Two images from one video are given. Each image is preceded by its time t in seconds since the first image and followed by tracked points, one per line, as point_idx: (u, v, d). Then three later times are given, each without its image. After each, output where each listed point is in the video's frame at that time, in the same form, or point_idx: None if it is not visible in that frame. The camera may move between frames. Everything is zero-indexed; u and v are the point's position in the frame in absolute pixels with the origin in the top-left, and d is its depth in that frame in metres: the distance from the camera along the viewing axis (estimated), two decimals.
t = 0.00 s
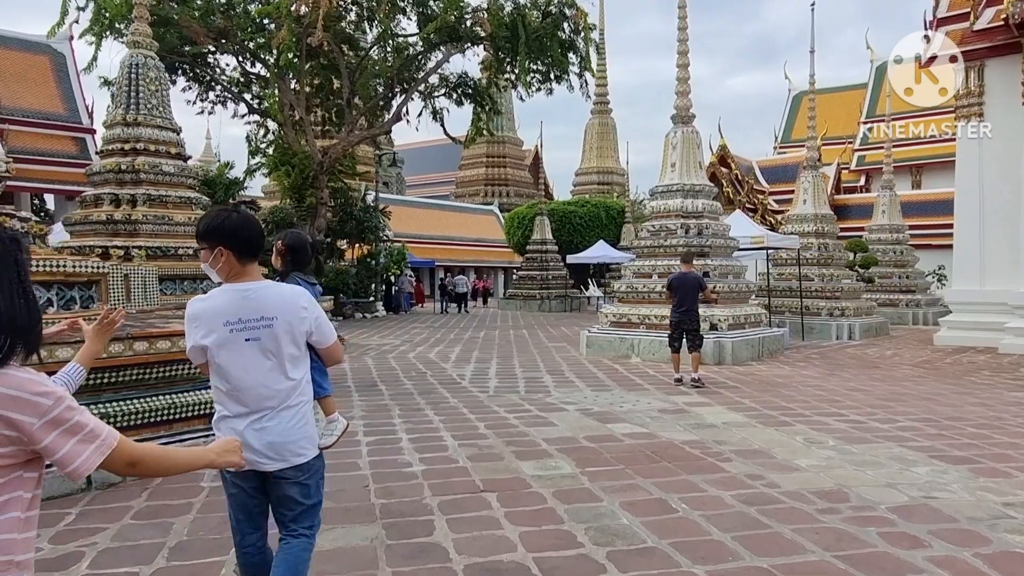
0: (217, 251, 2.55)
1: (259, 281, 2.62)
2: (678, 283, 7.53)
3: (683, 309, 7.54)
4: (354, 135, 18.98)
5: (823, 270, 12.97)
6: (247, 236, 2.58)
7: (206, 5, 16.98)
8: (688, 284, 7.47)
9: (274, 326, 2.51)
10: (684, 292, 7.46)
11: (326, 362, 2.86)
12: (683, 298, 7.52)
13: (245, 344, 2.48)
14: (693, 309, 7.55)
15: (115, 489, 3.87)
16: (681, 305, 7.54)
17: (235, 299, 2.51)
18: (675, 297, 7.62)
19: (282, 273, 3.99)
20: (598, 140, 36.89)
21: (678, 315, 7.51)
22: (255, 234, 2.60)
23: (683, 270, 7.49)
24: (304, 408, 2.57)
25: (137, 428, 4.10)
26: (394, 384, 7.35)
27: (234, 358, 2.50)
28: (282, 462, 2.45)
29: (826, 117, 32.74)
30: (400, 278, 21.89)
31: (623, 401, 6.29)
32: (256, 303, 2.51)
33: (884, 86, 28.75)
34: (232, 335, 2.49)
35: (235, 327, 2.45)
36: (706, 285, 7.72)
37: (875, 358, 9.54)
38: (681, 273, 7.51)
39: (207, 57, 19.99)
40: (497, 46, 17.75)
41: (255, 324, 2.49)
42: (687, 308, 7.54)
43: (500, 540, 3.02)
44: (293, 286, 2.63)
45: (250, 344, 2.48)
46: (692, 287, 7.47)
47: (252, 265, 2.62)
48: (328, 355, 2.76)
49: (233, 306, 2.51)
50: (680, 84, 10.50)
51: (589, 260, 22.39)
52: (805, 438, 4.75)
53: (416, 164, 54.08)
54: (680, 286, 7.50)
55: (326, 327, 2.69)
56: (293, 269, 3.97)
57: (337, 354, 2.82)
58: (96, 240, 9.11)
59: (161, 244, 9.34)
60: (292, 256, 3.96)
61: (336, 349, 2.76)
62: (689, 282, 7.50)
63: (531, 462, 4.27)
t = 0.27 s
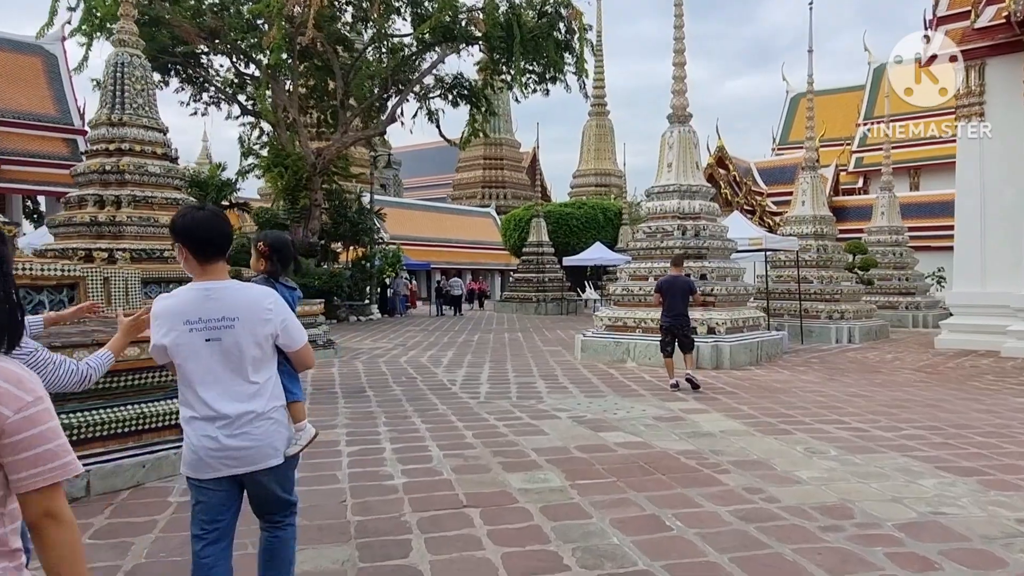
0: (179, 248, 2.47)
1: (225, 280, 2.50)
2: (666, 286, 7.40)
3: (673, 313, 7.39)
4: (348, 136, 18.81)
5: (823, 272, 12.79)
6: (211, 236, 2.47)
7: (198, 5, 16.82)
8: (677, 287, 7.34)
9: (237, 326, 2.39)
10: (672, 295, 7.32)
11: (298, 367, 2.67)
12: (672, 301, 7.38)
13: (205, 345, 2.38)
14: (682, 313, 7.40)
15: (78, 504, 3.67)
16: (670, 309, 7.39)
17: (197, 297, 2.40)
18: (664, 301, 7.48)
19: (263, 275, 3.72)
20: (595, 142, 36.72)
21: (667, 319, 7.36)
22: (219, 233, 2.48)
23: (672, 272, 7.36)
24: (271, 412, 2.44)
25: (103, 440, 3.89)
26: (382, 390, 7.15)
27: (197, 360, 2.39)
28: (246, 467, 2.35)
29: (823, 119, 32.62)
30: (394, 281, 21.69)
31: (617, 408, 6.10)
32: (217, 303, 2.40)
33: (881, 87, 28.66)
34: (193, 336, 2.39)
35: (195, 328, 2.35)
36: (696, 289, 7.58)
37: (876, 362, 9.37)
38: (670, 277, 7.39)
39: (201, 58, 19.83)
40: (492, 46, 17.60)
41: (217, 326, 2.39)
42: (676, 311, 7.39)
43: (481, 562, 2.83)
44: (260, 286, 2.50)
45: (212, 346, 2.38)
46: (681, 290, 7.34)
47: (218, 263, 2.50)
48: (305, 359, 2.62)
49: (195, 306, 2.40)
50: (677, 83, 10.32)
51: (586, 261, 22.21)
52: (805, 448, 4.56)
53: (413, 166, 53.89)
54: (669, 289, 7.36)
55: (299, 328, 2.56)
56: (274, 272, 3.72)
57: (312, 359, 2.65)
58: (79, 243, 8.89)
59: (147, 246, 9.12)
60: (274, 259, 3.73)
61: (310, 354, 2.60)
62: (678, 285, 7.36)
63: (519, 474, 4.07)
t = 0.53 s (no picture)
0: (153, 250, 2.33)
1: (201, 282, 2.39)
2: (654, 286, 7.20)
3: (663, 312, 7.17)
4: (340, 134, 18.59)
5: (821, 269, 12.59)
6: (185, 236, 2.35)
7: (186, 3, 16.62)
8: (665, 286, 7.14)
9: (220, 329, 2.29)
10: (661, 295, 7.11)
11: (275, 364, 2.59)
12: (661, 301, 7.17)
13: (188, 350, 2.26)
14: (672, 312, 7.18)
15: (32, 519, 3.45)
16: (660, 308, 7.16)
17: (176, 301, 2.27)
18: (653, 301, 7.26)
19: (236, 277, 3.48)
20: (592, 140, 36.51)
21: (657, 319, 7.12)
22: (193, 233, 2.36)
23: (661, 271, 7.17)
24: (256, 414, 2.38)
25: (60, 451, 3.67)
26: (368, 393, 6.94)
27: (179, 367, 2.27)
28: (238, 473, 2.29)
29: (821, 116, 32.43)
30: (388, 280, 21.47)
31: (609, 411, 5.90)
32: (200, 306, 2.29)
33: (878, 84, 28.48)
34: (172, 342, 2.25)
35: (176, 334, 2.22)
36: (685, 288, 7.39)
37: (876, 361, 9.18)
38: (659, 275, 7.19)
39: (190, 56, 19.61)
40: (485, 43, 17.39)
41: (198, 330, 2.27)
42: (665, 311, 7.17)
43: None
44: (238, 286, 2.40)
45: (195, 352, 2.26)
46: (669, 289, 7.13)
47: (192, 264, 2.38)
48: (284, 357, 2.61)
49: (173, 311, 2.27)
50: (671, 78, 10.11)
51: (582, 260, 22.00)
52: (803, 453, 4.36)
53: (409, 165, 53.63)
54: (657, 288, 7.15)
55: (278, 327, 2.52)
56: (247, 273, 3.48)
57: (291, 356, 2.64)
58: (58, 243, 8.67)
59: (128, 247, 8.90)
60: (245, 261, 3.52)
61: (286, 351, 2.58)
62: (666, 284, 7.16)
63: (503, 483, 3.87)
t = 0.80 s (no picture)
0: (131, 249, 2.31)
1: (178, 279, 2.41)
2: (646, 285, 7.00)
3: (654, 313, 7.01)
4: (333, 131, 18.40)
5: (819, 267, 12.40)
6: (162, 233, 2.38)
7: None
8: (657, 286, 6.96)
9: (206, 324, 2.33)
10: (653, 295, 6.94)
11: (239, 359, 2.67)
12: (653, 301, 6.99)
13: (177, 346, 2.26)
14: (663, 312, 7.04)
15: None
16: (651, 309, 7.00)
17: (163, 298, 2.26)
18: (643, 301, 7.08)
19: (202, 268, 3.39)
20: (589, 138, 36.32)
21: (648, 321, 6.98)
22: (172, 230, 2.40)
23: (653, 269, 6.99)
24: (234, 410, 2.42)
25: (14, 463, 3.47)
26: (356, 395, 6.75)
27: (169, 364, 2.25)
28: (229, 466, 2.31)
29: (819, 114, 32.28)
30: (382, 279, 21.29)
31: (602, 414, 5.72)
32: (188, 302, 2.30)
33: (876, 81, 28.35)
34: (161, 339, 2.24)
35: (169, 329, 2.21)
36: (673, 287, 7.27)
37: (876, 361, 9.01)
38: (650, 274, 7.02)
39: (182, 52, 19.40)
40: (479, 38, 17.22)
41: (186, 325, 2.28)
42: (656, 312, 7.03)
43: None
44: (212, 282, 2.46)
45: (184, 347, 2.26)
46: (661, 289, 6.97)
47: (166, 261, 2.40)
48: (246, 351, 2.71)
49: (160, 309, 2.26)
50: (667, 72, 9.91)
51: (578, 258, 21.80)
52: (804, 459, 4.18)
53: (406, 163, 53.41)
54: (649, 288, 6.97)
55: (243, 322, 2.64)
56: (213, 263, 3.44)
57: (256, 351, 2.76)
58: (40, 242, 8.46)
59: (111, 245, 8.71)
60: (209, 250, 3.45)
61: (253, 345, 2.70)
62: (658, 283, 6.98)
63: (487, 493, 3.67)
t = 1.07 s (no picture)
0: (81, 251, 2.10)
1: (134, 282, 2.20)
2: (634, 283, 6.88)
3: (642, 311, 6.93)
4: (325, 129, 18.17)
5: (818, 266, 12.21)
6: (117, 234, 2.18)
7: None
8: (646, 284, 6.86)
9: (168, 329, 2.14)
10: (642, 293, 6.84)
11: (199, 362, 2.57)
12: (641, 299, 6.90)
13: (137, 353, 2.06)
14: (649, 311, 6.97)
15: None
16: (639, 307, 6.92)
17: (121, 303, 2.06)
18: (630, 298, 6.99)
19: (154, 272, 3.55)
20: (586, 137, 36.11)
21: (635, 319, 6.91)
22: (127, 230, 2.20)
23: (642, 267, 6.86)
24: (198, 419, 2.24)
25: None
26: (343, 399, 6.54)
27: (129, 373, 2.06)
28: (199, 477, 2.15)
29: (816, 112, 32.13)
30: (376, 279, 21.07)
31: (596, 418, 5.52)
32: (150, 306, 2.10)
33: (874, 79, 28.23)
34: (120, 346, 2.04)
35: (130, 337, 2.01)
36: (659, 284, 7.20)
37: (878, 361, 8.82)
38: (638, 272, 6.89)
39: (173, 50, 19.17)
40: (473, 35, 16.99)
41: (146, 332, 2.08)
42: (643, 310, 6.96)
43: None
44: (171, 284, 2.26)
45: (146, 356, 2.07)
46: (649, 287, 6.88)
47: (121, 264, 2.19)
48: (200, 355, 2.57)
49: (118, 314, 2.05)
50: (664, 67, 9.70)
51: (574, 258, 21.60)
52: (808, 468, 3.97)
53: (402, 163, 53.20)
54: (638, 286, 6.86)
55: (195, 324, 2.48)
56: (164, 266, 3.61)
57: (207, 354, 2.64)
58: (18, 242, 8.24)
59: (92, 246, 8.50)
60: (158, 253, 3.58)
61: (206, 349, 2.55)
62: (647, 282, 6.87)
63: (473, 506, 3.46)
